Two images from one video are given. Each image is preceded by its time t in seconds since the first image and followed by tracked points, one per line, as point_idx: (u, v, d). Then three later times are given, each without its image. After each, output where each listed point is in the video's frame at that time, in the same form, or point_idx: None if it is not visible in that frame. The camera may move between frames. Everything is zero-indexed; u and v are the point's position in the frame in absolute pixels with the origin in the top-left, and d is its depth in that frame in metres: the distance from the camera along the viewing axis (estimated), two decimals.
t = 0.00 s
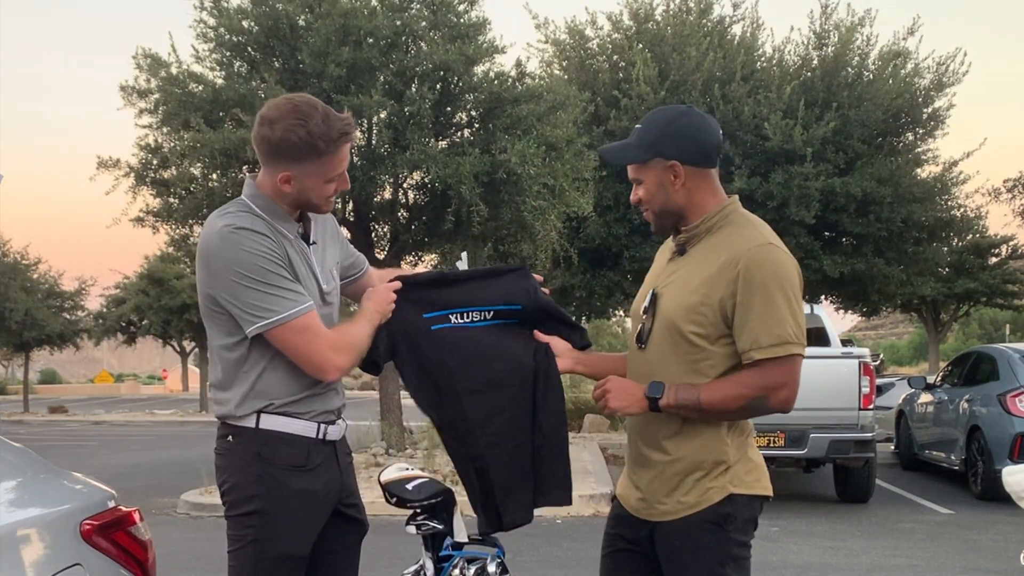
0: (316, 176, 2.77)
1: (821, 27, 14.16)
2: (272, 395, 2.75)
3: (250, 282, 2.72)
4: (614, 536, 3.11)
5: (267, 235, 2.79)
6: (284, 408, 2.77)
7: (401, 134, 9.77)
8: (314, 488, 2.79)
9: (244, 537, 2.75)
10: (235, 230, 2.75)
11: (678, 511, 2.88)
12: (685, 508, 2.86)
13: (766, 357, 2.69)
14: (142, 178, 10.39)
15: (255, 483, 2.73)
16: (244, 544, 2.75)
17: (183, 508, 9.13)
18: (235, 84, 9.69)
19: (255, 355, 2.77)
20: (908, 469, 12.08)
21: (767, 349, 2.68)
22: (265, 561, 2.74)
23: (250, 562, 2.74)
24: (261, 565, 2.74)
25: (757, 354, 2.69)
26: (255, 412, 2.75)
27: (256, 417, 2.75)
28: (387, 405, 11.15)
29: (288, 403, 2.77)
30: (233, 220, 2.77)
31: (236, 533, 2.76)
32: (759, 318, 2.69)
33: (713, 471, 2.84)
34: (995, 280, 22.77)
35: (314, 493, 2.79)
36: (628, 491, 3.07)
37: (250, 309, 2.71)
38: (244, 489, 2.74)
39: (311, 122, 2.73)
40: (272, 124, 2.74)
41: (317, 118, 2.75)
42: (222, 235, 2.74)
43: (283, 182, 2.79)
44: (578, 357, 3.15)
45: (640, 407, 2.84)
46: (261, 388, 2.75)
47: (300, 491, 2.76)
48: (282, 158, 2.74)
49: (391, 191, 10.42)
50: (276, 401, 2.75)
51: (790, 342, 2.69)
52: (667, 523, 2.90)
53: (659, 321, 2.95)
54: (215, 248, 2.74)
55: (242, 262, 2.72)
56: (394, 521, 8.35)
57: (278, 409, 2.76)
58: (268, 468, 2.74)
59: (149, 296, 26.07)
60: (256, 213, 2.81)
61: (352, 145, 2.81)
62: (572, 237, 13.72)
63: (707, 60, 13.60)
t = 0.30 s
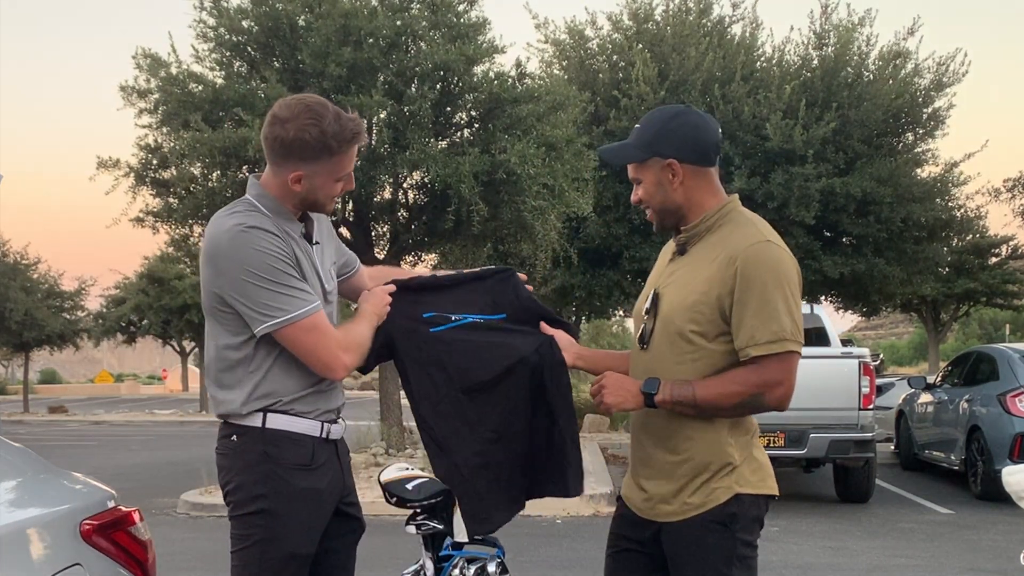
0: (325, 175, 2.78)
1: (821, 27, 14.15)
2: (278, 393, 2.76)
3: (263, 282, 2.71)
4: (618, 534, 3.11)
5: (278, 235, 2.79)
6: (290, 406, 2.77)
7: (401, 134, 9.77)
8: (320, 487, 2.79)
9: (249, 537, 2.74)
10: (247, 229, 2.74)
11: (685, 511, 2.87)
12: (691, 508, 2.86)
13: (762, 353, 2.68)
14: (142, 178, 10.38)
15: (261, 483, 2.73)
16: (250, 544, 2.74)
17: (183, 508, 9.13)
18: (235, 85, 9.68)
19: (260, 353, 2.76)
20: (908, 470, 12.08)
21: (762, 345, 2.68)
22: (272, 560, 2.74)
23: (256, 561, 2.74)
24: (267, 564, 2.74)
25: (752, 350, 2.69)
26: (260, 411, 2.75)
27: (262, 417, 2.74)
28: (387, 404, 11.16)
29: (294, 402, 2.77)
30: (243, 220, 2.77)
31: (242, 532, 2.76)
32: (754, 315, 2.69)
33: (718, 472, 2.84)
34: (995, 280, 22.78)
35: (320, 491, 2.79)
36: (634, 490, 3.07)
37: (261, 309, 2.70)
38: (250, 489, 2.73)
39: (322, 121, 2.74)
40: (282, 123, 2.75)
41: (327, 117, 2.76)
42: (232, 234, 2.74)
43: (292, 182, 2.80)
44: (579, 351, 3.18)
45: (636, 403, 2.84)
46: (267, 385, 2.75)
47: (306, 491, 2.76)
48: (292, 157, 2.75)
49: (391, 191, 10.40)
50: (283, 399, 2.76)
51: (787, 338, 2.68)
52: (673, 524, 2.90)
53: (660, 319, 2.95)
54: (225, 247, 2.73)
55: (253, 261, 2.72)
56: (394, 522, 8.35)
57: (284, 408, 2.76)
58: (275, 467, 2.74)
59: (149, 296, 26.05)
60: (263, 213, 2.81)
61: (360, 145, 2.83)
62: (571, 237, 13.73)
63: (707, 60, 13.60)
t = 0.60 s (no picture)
0: (326, 167, 2.79)
1: (821, 27, 14.15)
2: (281, 390, 2.76)
3: (268, 279, 2.71)
4: (619, 533, 3.11)
5: (282, 232, 2.79)
6: (291, 406, 2.77)
7: (401, 134, 9.77)
8: (317, 486, 2.79)
9: (249, 536, 2.74)
10: (252, 226, 2.74)
11: (688, 512, 2.87)
12: (694, 508, 2.86)
13: (772, 351, 2.69)
14: (142, 178, 10.36)
15: (260, 482, 2.73)
16: (248, 543, 2.74)
17: (184, 508, 9.13)
18: (235, 85, 9.68)
19: (265, 350, 2.76)
20: (908, 469, 12.08)
21: (773, 343, 2.68)
22: (270, 560, 2.74)
23: (255, 561, 2.73)
24: (266, 565, 2.74)
25: (763, 349, 2.70)
26: (260, 410, 2.75)
27: (262, 416, 2.75)
28: (387, 403, 11.16)
29: (297, 401, 2.78)
30: (249, 217, 2.77)
31: (241, 531, 2.76)
32: (763, 314, 2.69)
33: (721, 472, 2.84)
34: (995, 280, 22.78)
35: (319, 491, 2.79)
36: (636, 490, 3.07)
37: (267, 307, 2.70)
38: (250, 487, 2.73)
39: (321, 115, 2.76)
40: (280, 118, 2.76)
41: (325, 112, 2.78)
42: (238, 232, 2.74)
43: (292, 177, 2.81)
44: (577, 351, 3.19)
45: (647, 408, 2.85)
46: (273, 385, 2.76)
47: (306, 491, 2.76)
48: (291, 151, 2.76)
49: (391, 191, 10.35)
50: (288, 398, 2.76)
51: (796, 336, 2.68)
52: (673, 523, 2.90)
53: (665, 320, 2.95)
54: (232, 244, 2.73)
55: (259, 259, 2.72)
56: (394, 522, 8.35)
57: (285, 406, 2.76)
58: (275, 467, 2.74)
59: (149, 295, 26.04)
60: (266, 211, 2.81)
61: (358, 139, 2.85)
62: (571, 237, 13.73)
63: (707, 60, 13.60)
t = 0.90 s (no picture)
0: (327, 165, 2.80)
1: (821, 27, 14.16)
2: (279, 390, 2.76)
3: (261, 280, 2.70)
4: (617, 533, 3.11)
5: (281, 234, 2.79)
6: (291, 406, 2.77)
7: (401, 134, 9.77)
8: (320, 487, 2.79)
9: (250, 536, 2.74)
10: (250, 226, 2.74)
11: (684, 511, 2.87)
12: (690, 508, 2.86)
13: (770, 351, 2.69)
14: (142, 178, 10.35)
15: (262, 482, 2.73)
16: (250, 543, 2.74)
17: (184, 508, 9.12)
18: (235, 85, 9.69)
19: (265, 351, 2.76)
20: (908, 469, 12.08)
21: (770, 343, 2.68)
22: (272, 560, 2.74)
23: (256, 561, 2.73)
24: (268, 564, 2.73)
25: (761, 349, 2.69)
26: (263, 410, 2.75)
27: (264, 416, 2.75)
28: (387, 404, 11.16)
29: (295, 401, 2.77)
30: (248, 217, 2.77)
31: (243, 531, 2.76)
32: (761, 314, 2.70)
33: (719, 472, 2.84)
34: (995, 280, 22.80)
35: (322, 491, 2.79)
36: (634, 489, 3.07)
37: (260, 307, 2.69)
38: (252, 487, 2.73)
39: (322, 113, 2.78)
40: (281, 115, 2.77)
41: (327, 110, 2.79)
42: (236, 232, 2.74)
43: (294, 173, 2.82)
44: (576, 354, 3.23)
45: (643, 405, 2.84)
46: (271, 385, 2.76)
47: (308, 491, 2.76)
48: (291, 148, 2.78)
49: (391, 191, 10.36)
50: (290, 397, 2.76)
51: (793, 336, 2.69)
52: (671, 523, 2.90)
53: (665, 319, 2.95)
54: (229, 244, 2.73)
55: (257, 257, 2.72)
56: (394, 522, 8.35)
57: (285, 406, 2.76)
58: (277, 467, 2.73)
59: (149, 296, 26.04)
60: (267, 210, 2.81)
61: (360, 137, 2.86)
62: (572, 237, 13.74)
63: (707, 60, 13.59)
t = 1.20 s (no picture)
0: (339, 154, 2.86)
1: (821, 28, 14.17)
2: (280, 391, 2.75)
3: (257, 274, 2.68)
4: (617, 535, 3.11)
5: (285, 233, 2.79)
6: (294, 406, 2.77)
7: (401, 134, 9.78)
8: (324, 488, 2.79)
9: (253, 535, 2.74)
10: (254, 223, 2.75)
11: (684, 511, 2.88)
12: (691, 508, 2.86)
13: (768, 352, 2.69)
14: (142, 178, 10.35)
15: (265, 482, 2.73)
16: (252, 543, 2.74)
17: (184, 507, 9.13)
18: (235, 85, 9.70)
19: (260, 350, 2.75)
20: (908, 469, 12.08)
21: (768, 344, 2.68)
22: (274, 560, 2.73)
23: (258, 561, 2.73)
24: (270, 564, 2.73)
25: (759, 349, 2.69)
26: (266, 410, 2.75)
27: (267, 416, 2.75)
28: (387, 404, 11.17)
29: (297, 401, 2.77)
30: (253, 215, 2.78)
31: (246, 530, 2.75)
32: (761, 315, 2.69)
33: (719, 473, 2.84)
34: (995, 280, 22.80)
35: (324, 492, 2.79)
36: (634, 490, 3.06)
37: (252, 301, 2.67)
38: (255, 487, 2.73)
39: (334, 105, 2.85)
40: (294, 106, 2.84)
41: (338, 104, 2.87)
42: (240, 227, 2.75)
43: (307, 161, 2.85)
44: (578, 354, 3.24)
45: (642, 404, 2.84)
46: (271, 384, 2.75)
47: (310, 490, 2.76)
48: (304, 136, 2.82)
49: (391, 191, 10.36)
50: (287, 398, 2.76)
51: (793, 337, 2.69)
52: (674, 523, 2.90)
53: (665, 319, 2.95)
54: (233, 239, 2.74)
55: (256, 254, 2.70)
56: (393, 522, 8.35)
57: (288, 407, 2.76)
58: (280, 466, 2.73)
59: (149, 296, 26.04)
60: (274, 206, 2.83)
61: (366, 131, 2.94)
62: (572, 238, 13.75)
63: (707, 60, 13.59)
